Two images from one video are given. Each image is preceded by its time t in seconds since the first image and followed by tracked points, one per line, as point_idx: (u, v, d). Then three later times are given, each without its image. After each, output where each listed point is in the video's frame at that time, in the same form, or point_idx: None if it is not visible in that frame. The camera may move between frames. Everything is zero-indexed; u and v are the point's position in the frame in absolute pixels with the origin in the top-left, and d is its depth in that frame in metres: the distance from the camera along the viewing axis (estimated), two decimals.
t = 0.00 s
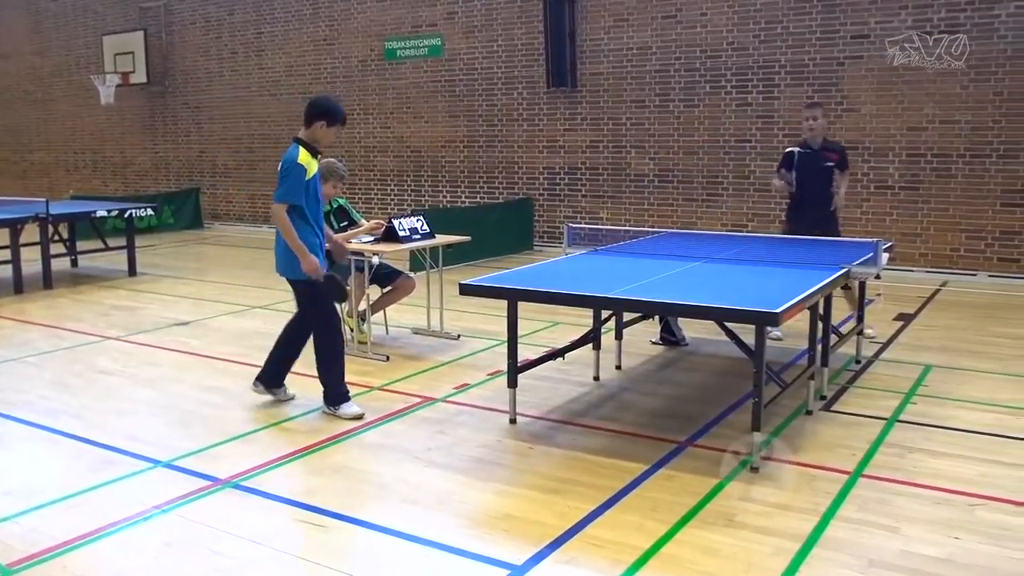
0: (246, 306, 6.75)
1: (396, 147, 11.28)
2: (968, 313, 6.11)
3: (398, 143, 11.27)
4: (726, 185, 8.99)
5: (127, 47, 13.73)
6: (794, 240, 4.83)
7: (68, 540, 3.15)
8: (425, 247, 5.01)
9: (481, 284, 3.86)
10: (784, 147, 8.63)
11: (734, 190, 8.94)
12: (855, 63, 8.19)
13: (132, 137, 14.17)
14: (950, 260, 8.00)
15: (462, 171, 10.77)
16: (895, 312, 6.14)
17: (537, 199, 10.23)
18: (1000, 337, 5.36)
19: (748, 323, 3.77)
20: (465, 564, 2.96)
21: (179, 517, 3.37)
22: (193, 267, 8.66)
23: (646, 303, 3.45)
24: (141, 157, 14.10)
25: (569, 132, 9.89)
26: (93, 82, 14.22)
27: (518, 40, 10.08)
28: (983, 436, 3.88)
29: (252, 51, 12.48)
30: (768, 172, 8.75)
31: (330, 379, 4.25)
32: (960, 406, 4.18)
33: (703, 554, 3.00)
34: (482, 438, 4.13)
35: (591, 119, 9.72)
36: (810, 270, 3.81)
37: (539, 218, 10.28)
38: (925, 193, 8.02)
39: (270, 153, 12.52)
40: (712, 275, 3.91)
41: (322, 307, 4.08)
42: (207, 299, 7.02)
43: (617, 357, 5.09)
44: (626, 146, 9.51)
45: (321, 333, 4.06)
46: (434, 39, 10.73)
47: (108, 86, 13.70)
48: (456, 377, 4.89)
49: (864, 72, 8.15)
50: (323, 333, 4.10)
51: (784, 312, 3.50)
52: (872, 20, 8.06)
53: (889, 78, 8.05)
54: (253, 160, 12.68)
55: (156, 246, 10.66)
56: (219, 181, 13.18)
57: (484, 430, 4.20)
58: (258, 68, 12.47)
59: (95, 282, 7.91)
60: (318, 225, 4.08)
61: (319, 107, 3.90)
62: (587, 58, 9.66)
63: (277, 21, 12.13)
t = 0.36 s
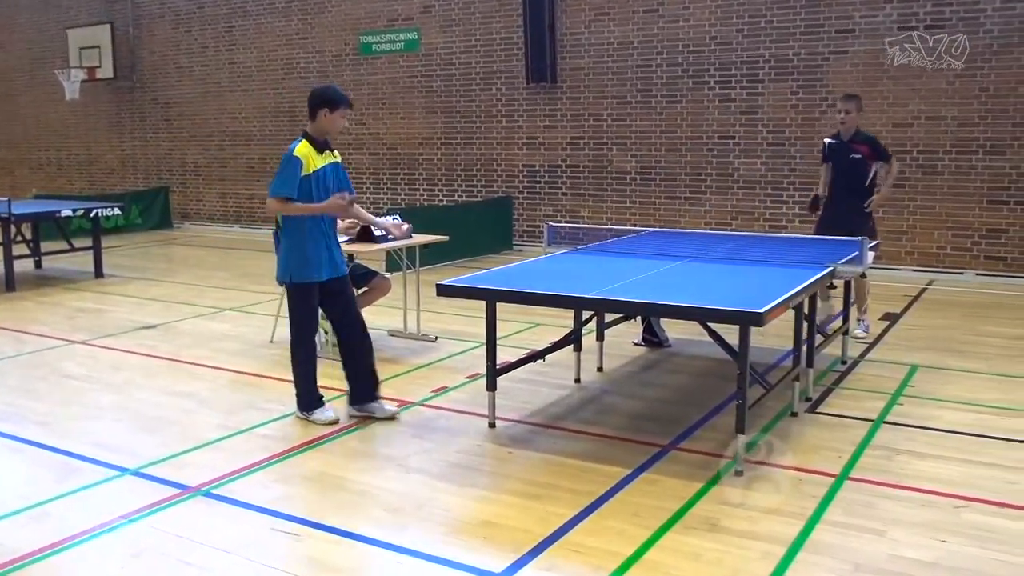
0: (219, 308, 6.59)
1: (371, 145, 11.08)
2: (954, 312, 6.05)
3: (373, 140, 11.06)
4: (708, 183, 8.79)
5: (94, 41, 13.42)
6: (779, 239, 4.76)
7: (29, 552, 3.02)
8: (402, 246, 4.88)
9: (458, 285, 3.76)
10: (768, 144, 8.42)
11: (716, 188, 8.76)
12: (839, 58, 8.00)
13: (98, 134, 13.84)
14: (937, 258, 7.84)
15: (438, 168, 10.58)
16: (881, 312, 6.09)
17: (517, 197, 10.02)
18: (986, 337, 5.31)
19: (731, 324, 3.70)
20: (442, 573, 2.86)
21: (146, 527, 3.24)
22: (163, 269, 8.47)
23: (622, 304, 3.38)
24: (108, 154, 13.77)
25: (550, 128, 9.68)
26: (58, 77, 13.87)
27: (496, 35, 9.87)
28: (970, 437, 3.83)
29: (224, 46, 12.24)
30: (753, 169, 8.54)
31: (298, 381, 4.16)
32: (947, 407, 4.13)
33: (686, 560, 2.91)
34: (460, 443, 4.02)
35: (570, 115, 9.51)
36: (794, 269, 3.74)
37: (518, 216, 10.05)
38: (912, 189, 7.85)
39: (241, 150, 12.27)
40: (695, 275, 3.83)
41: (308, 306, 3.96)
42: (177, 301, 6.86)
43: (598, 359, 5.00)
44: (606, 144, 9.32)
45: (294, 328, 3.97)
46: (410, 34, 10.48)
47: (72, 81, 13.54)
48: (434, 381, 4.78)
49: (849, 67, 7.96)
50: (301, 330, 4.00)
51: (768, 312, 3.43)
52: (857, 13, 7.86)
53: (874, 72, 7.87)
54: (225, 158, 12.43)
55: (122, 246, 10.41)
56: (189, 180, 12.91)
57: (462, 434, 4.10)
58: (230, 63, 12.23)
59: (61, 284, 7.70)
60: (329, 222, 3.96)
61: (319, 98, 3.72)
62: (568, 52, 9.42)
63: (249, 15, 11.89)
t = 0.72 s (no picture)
0: (187, 311, 6.43)
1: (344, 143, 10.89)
2: (934, 312, 6.04)
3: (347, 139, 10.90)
4: (688, 181, 8.70)
5: (56, 35, 13.08)
6: (760, 238, 4.71)
7: None
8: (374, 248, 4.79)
9: (433, 286, 3.67)
10: (748, 141, 8.36)
11: (697, 187, 8.66)
12: (820, 54, 7.95)
13: (61, 132, 13.48)
14: (920, 257, 7.79)
15: (413, 166, 10.41)
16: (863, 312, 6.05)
17: (493, 196, 9.90)
18: (967, 337, 5.29)
19: (711, 324, 3.64)
20: None
21: (112, 537, 3.12)
22: (129, 271, 8.27)
23: (597, 304, 3.31)
24: (71, 152, 13.41)
25: (527, 125, 9.56)
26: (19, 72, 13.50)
27: (472, 30, 9.73)
28: (953, 438, 3.78)
29: (190, 40, 11.94)
30: (733, 168, 8.48)
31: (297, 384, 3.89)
32: (929, 408, 4.09)
33: (667, 566, 2.84)
34: (435, 447, 3.93)
35: (548, 113, 9.39)
36: (776, 269, 3.68)
37: (495, 216, 9.95)
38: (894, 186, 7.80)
39: (209, 148, 12.01)
40: (676, 275, 3.75)
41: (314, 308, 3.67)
42: (144, 305, 6.69)
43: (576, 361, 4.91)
44: (585, 141, 9.21)
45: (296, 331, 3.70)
46: (383, 28, 10.30)
47: (34, 76, 13.17)
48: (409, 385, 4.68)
49: (830, 63, 7.91)
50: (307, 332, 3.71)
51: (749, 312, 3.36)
52: (837, 8, 7.82)
53: (857, 68, 7.82)
54: (191, 156, 12.14)
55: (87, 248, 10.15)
56: (155, 179, 12.61)
57: (438, 439, 4.00)
58: (197, 59, 11.95)
59: (23, 288, 7.50)
60: (340, 219, 3.68)
61: (318, 89, 3.51)
62: (545, 47, 9.32)
63: (216, 9, 11.63)
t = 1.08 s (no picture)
0: (156, 316, 6.25)
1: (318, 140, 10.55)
2: (922, 313, 6.00)
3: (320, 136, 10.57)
4: (674, 181, 8.56)
5: (19, 30, 12.68)
6: (745, 238, 4.63)
7: None
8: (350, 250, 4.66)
9: (410, 289, 3.55)
10: (734, 139, 8.23)
11: (682, 186, 8.52)
12: (807, 49, 7.84)
13: (25, 131, 13.10)
14: (910, 257, 7.71)
15: (389, 165, 10.18)
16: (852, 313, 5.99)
17: (472, 195, 9.69)
18: (954, 339, 5.24)
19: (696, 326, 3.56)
20: None
21: (76, 551, 2.98)
22: (97, 275, 8.05)
23: (581, 306, 3.21)
24: (35, 151, 13.03)
25: (507, 122, 9.37)
26: None
27: (450, 24, 9.50)
28: (943, 442, 3.71)
29: (158, 35, 11.58)
30: (719, 166, 8.34)
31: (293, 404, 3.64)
32: (918, 411, 4.02)
33: None
34: (412, 455, 3.81)
35: (529, 109, 9.22)
36: (763, 270, 3.61)
37: (474, 216, 9.72)
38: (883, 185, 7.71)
39: (179, 147, 11.69)
40: (661, 276, 3.67)
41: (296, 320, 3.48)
42: (112, 309, 6.50)
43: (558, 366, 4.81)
44: (567, 139, 9.04)
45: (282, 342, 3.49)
46: (357, 23, 10.05)
47: None
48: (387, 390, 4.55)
49: (817, 59, 7.80)
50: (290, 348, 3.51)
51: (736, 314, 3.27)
52: (824, 3, 7.71)
53: (844, 64, 7.71)
54: (161, 155, 11.81)
55: (54, 251, 9.88)
56: (122, 178, 12.26)
57: (415, 446, 3.88)
58: (165, 54, 11.59)
59: None
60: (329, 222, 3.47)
61: (299, 87, 3.30)
62: (525, 43, 9.15)
63: (185, 3, 11.32)
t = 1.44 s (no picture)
0: (128, 320, 6.08)
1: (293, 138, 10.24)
2: (909, 314, 5.94)
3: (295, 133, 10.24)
4: (659, 180, 8.37)
5: None
6: (731, 238, 4.57)
7: None
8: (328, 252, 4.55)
9: (390, 292, 3.45)
10: (721, 137, 8.04)
11: (667, 185, 8.33)
12: (795, 45, 7.66)
13: None
14: (899, 258, 7.56)
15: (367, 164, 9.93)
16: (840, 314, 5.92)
17: (453, 195, 9.45)
18: (941, 340, 5.19)
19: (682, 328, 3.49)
20: None
21: (44, 563, 2.87)
22: (66, 278, 7.84)
23: (566, 308, 3.14)
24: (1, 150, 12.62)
25: (489, 120, 9.12)
26: None
27: (429, 19, 9.24)
28: (933, 445, 3.66)
29: (128, 30, 11.19)
30: (706, 164, 8.15)
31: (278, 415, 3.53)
32: (907, 414, 3.96)
33: None
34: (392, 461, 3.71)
35: (511, 107, 8.99)
36: (750, 271, 3.56)
37: (455, 216, 9.50)
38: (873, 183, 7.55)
39: (149, 145, 11.32)
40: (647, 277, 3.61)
41: (280, 331, 3.37)
42: (81, 313, 6.33)
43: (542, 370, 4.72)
44: (549, 137, 8.83)
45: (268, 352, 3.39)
46: (334, 18, 9.76)
47: None
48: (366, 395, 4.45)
49: (805, 55, 7.63)
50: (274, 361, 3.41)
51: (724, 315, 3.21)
52: None
53: (833, 60, 7.54)
54: (131, 154, 11.43)
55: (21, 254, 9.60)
56: (93, 177, 11.83)
57: (396, 452, 3.78)
58: (136, 50, 11.20)
59: None
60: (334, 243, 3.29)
61: (334, 130, 2.98)
62: (507, 38, 8.90)
63: None
